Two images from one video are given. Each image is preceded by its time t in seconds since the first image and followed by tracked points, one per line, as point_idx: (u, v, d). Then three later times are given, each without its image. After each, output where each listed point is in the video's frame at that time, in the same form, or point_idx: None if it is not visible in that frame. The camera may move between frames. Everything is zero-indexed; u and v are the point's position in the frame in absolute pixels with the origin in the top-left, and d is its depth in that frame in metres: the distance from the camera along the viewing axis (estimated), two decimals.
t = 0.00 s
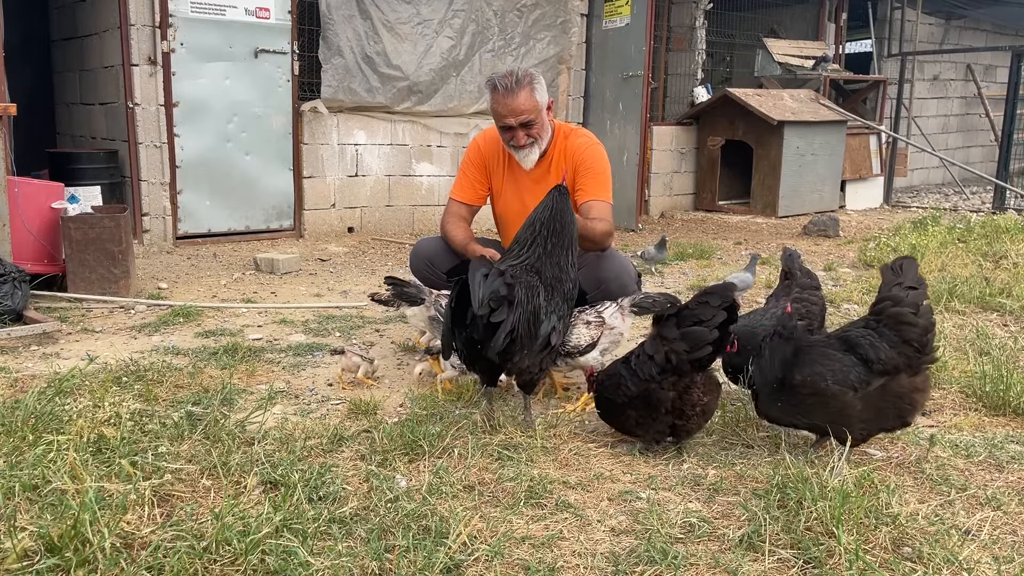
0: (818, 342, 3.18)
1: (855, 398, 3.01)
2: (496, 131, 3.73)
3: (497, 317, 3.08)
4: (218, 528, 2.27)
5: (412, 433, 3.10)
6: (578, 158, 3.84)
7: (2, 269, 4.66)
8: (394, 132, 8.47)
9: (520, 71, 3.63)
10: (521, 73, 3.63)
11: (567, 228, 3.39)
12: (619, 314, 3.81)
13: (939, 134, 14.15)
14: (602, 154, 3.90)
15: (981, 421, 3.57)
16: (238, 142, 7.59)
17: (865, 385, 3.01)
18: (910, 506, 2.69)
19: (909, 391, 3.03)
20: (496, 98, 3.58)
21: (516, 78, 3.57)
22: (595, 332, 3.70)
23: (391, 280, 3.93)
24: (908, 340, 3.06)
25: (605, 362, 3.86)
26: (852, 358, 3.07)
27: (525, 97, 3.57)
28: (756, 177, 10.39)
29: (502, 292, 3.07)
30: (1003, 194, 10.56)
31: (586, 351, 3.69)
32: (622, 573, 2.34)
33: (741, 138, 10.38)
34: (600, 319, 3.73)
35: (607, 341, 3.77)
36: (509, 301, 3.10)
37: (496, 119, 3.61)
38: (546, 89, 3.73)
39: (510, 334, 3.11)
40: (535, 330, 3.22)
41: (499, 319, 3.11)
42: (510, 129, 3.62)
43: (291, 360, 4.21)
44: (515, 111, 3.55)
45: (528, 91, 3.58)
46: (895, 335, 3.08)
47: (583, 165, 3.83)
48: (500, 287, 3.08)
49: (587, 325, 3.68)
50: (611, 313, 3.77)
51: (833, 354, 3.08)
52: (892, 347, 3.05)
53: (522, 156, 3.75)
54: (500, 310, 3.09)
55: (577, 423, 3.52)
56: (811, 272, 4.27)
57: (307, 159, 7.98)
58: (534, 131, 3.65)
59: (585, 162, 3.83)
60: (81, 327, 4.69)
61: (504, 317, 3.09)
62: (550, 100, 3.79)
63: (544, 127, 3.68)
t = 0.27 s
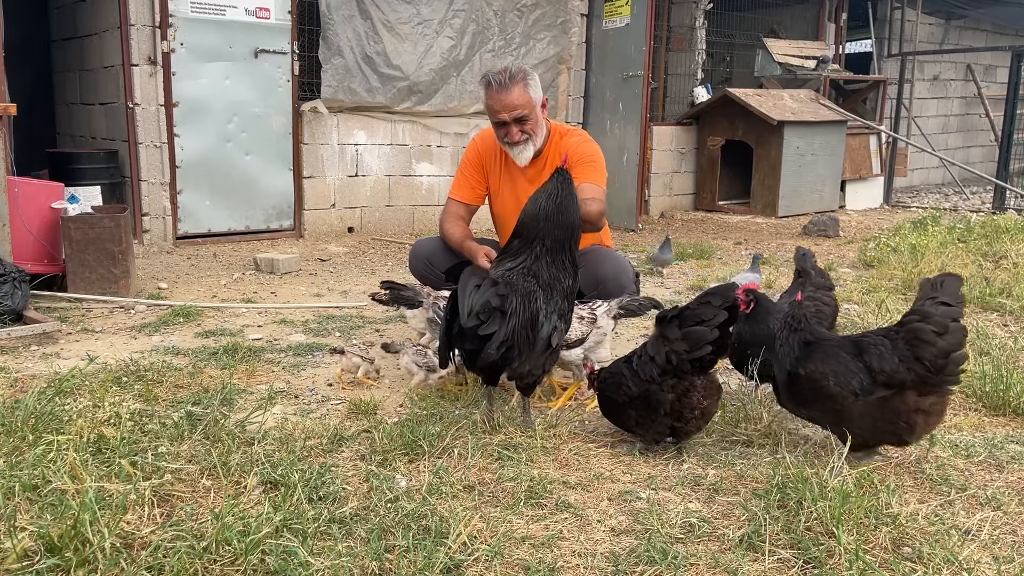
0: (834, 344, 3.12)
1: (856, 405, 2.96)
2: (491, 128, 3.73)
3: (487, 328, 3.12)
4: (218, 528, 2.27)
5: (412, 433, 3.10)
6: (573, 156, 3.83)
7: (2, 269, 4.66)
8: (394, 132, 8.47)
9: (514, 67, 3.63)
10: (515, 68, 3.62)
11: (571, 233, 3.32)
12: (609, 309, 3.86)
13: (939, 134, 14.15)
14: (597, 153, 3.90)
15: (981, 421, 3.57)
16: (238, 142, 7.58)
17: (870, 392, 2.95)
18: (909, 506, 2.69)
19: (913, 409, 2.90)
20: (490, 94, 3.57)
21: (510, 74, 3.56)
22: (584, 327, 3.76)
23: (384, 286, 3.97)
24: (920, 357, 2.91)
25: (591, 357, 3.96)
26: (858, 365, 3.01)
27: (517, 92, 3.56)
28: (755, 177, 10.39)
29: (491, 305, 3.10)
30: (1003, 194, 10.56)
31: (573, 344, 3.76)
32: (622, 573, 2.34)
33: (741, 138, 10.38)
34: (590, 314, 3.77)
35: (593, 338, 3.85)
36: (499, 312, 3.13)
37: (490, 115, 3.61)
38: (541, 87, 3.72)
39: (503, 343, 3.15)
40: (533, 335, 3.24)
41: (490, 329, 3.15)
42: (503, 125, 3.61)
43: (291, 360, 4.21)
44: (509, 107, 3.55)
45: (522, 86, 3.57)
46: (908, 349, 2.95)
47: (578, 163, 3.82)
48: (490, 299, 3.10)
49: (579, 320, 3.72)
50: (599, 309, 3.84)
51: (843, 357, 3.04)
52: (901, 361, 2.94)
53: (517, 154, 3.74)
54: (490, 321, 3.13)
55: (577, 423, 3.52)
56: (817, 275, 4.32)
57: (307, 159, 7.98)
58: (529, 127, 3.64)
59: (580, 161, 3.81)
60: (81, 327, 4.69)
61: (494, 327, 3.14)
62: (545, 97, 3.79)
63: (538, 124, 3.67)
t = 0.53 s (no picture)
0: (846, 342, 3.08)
1: (879, 400, 2.92)
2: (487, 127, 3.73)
3: (449, 317, 3.17)
4: (219, 528, 2.27)
5: (412, 433, 3.10)
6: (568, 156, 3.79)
7: (2, 269, 4.66)
8: (394, 132, 8.47)
9: (510, 66, 3.64)
10: (511, 68, 3.63)
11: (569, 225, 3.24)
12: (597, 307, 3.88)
13: (939, 134, 14.15)
14: (593, 151, 3.86)
15: (981, 421, 3.57)
16: (238, 142, 7.59)
17: (894, 387, 2.92)
18: (910, 506, 2.69)
19: (939, 404, 2.88)
20: (484, 93, 3.58)
21: (504, 73, 3.57)
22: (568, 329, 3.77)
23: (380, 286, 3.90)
24: (943, 352, 2.90)
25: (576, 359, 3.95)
26: (881, 359, 2.98)
27: (511, 89, 3.55)
28: (755, 177, 10.39)
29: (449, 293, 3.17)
30: (1003, 194, 10.56)
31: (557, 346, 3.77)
32: (622, 573, 2.34)
33: (741, 138, 10.38)
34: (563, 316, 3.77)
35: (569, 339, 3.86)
36: (462, 302, 3.19)
37: (484, 112, 3.62)
38: (537, 85, 3.72)
39: (471, 334, 3.13)
40: (513, 329, 3.16)
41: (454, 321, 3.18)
42: (495, 122, 3.61)
43: (291, 360, 4.21)
44: (502, 104, 3.54)
45: (516, 84, 3.57)
46: (931, 344, 2.94)
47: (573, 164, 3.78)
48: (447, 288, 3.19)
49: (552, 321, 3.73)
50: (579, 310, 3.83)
51: (866, 353, 3.01)
52: (924, 355, 2.93)
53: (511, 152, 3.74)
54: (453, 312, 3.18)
55: (577, 424, 3.52)
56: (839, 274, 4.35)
57: (307, 159, 7.98)
58: (523, 124, 3.64)
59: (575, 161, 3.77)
60: (81, 327, 4.69)
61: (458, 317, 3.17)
62: (541, 96, 3.79)
63: (532, 121, 3.66)
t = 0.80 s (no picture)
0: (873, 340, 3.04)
1: (911, 399, 2.88)
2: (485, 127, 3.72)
3: (431, 319, 3.20)
4: (218, 528, 2.27)
5: (412, 433, 3.10)
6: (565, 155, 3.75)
7: (2, 269, 4.66)
8: (394, 132, 8.47)
9: (508, 66, 3.64)
10: (509, 68, 3.64)
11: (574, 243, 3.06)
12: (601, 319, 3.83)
13: (939, 134, 14.15)
14: (590, 151, 3.82)
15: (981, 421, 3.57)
16: (238, 142, 7.58)
17: (925, 386, 2.91)
18: (910, 506, 2.69)
19: (972, 398, 2.88)
20: (482, 93, 3.59)
21: (502, 73, 3.59)
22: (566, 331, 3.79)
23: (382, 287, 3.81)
24: (974, 349, 2.94)
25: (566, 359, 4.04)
26: (913, 357, 2.98)
27: (506, 88, 3.56)
28: (755, 177, 10.38)
29: (433, 295, 3.22)
30: (1003, 194, 10.56)
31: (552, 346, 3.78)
32: (622, 573, 2.34)
33: (741, 138, 10.37)
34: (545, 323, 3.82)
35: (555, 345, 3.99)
36: (447, 304, 3.23)
37: (481, 111, 3.63)
38: (534, 85, 3.72)
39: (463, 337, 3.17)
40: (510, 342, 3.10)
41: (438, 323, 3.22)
42: (488, 118, 3.62)
43: (291, 360, 4.21)
44: (498, 103, 3.54)
45: (514, 83, 3.58)
46: (962, 342, 2.97)
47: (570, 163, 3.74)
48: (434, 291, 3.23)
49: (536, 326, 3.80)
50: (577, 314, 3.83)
51: (897, 350, 3.01)
52: (957, 354, 2.95)
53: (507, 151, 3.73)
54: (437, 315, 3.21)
55: (577, 424, 3.51)
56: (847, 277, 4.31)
57: (307, 159, 7.98)
58: (521, 124, 3.62)
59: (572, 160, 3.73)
60: (81, 327, 4.69)
61: (441, 319, 3.21)
62: (539, 96, 3.78)
63: (529, 120, 3.65)
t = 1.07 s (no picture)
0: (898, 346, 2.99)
1: (943, 406, 2.84)
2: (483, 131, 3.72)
3: (431, 321, 3.19)
4: (218, 528, 2.27)
5: (412, 433, 3.10)
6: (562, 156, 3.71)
7: (2, 269, 4.66)
8: (394, 132, 8.47)
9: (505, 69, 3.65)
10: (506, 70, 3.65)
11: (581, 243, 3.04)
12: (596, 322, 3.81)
13: (939, 134, 14.15)
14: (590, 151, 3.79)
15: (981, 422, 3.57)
16: (238, 142, 7.59)
17: (956, 392, 2.89)
18: (910, 506, 2.69)
19: (999, 403, 2.89)
20: (479, 96, 3.60)
21: (500, 75, 3.60)
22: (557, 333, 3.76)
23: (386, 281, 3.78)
24: (1003, 353, 2.97)
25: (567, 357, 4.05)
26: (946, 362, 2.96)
27: (503, 92, 3.57)
28: (755, 177, 10.38)
29: (433, 297, 3.20)
30: (1002, 194, 10.56)
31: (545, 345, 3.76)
32: (622, 573, 2.34)
33: (741, 138, 10.37)
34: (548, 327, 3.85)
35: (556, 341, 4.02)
36: (448, 306, 3.20)
37: (479, 114, 3.64)
38: (531, 88, 3.72)
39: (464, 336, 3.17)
40: (514, 344, 3.09)
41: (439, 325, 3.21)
42: (486, 122, 3.63)
43: (291, 360, 4.21)
44: (495, 107, 3.56)
45: (511, 87, 3.60)
46: (991, 347, 3.00)
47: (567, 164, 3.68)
48: (434, 292, 3.20)
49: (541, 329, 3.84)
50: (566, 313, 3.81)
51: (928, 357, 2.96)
52: (987, 357, 2.97)
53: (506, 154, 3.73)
54: (437, 316, 3.20)
55: (576, 424, 3.51)
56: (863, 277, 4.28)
57: (307, 159, 7.98)
58: (520, 125, 3.62)
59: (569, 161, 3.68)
60: (81, 327, 4.69)
61: (441, 320, 3.20)
62: (536, 98, 3.78)
63: (527, 123, 3.64)
